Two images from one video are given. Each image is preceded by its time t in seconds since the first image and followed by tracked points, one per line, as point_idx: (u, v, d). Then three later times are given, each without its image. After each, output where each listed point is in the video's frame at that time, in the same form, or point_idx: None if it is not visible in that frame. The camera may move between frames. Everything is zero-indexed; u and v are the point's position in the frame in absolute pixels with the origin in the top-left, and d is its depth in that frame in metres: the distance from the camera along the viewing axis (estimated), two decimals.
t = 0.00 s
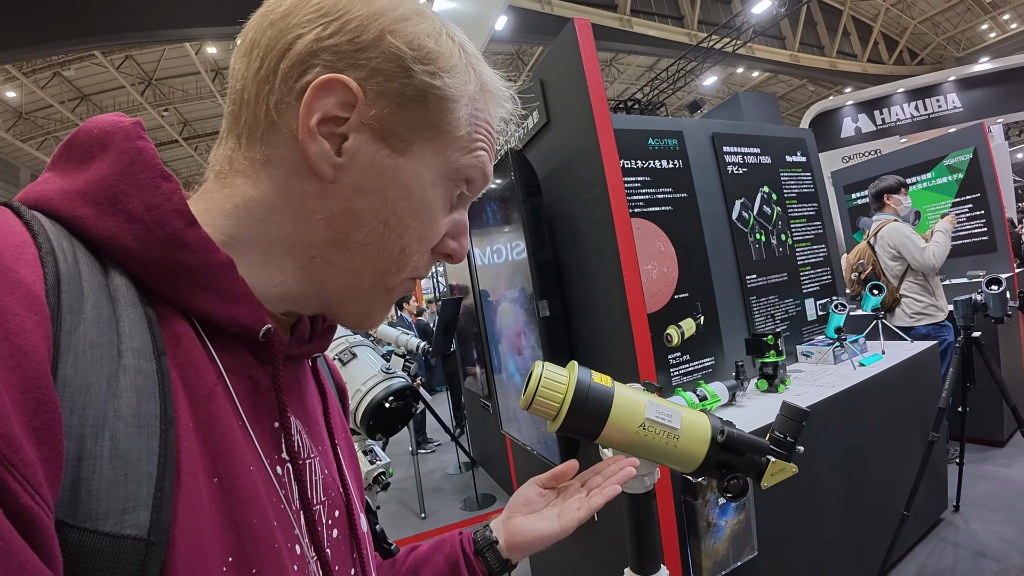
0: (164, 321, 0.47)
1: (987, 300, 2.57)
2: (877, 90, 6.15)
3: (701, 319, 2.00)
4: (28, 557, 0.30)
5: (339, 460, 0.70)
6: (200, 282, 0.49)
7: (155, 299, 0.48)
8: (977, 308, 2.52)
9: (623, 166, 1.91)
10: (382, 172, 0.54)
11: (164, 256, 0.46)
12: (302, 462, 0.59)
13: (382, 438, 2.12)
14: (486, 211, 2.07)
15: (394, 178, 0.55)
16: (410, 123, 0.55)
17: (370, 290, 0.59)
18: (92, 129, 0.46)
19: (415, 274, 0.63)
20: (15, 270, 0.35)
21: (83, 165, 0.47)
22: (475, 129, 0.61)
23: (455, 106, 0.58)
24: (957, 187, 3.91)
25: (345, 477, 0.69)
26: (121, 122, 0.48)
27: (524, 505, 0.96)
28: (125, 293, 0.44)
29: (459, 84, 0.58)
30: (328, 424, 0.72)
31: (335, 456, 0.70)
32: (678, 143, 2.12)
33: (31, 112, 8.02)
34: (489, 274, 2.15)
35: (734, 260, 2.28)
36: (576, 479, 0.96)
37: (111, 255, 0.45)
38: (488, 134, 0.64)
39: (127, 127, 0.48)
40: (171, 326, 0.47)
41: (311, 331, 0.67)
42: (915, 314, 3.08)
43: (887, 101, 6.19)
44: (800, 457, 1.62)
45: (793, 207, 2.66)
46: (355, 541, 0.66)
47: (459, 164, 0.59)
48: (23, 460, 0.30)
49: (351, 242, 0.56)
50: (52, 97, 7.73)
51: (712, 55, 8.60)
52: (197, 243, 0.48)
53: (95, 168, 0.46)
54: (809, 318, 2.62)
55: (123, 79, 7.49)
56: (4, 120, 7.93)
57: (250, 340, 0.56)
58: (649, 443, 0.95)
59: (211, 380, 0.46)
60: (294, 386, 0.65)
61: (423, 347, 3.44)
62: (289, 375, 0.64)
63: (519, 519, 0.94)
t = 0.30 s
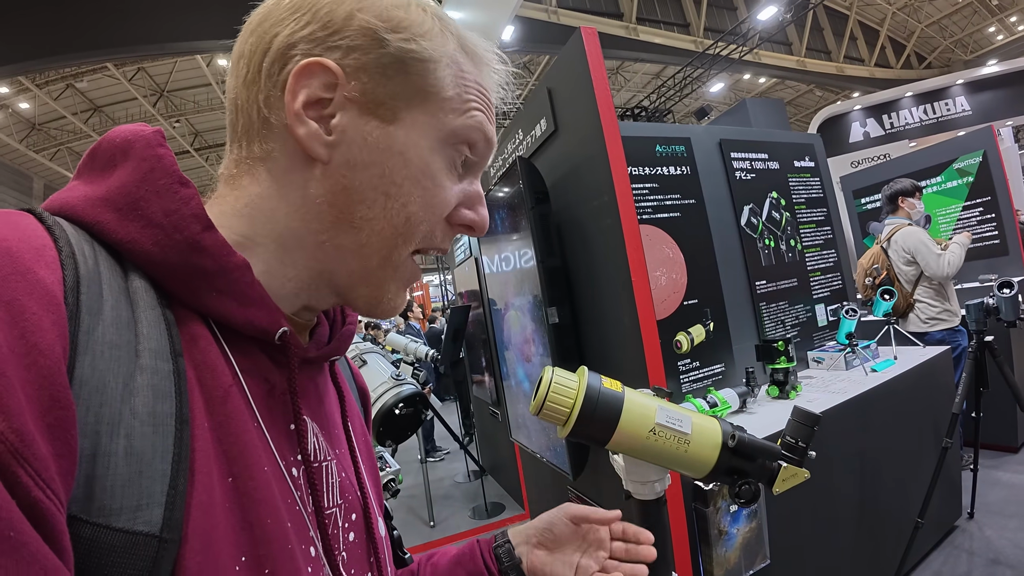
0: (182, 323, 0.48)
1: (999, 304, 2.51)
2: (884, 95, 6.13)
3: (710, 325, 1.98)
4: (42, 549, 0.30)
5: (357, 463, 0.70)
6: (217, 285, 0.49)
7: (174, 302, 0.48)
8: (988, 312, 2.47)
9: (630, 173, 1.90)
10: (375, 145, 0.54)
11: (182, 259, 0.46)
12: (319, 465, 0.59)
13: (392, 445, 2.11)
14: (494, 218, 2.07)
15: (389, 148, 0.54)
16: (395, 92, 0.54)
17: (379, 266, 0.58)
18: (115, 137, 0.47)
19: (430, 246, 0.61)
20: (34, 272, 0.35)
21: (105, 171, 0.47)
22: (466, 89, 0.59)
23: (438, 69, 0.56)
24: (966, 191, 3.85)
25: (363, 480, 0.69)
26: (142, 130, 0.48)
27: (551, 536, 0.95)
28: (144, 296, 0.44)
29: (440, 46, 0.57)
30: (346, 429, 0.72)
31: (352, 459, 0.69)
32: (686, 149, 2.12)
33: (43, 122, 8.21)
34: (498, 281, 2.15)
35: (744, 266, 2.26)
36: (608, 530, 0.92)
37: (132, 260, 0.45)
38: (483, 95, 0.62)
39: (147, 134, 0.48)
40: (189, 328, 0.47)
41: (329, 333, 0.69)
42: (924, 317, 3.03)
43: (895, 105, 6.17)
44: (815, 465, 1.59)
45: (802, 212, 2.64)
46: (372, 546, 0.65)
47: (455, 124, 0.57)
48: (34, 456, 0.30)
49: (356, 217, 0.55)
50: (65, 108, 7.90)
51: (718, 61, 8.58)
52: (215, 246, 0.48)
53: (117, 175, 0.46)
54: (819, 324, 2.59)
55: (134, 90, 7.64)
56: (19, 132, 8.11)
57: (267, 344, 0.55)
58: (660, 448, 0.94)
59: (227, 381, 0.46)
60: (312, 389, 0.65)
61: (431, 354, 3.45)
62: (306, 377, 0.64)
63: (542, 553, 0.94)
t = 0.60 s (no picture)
0: (181, 322, 0.49)
1: (1001, 305, 2.52)
2: (886, 98, 6.16)
3: (711, 329, 1.99)
4: (48, 520, 0.31)
5: (351, 461, 0.71)
6: (215, 286, 0.51)
7: (174, 302, 0.50)
8: (991, 314, 2.49)
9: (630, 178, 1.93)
10: (274, 104, 0.59)
11: (182, 261, 0.48)
12: (311, 460, 0.60)
13: (391, 448, 2.13)
14: (496, 224, 2.09)
15: (281, 101, 0.58)
16: (291, 59, 0.61)
17: (264, 221, 0.55)
18: (119, 145, 0.48)
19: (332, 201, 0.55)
20: (43, 268, 0.37)
21: (109, 177, 0.49)
22: (368, 29, 0.60)
23: (328, 23, 0.60)
24: (969, 194, 3.90)
25: (356, 477, 0.70)
26: (142, 139, 0.50)
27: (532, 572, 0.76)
28: (146, 296, 0.46)
29: (334, 3, 0.62)
30: (340, 427, 0.74)
31: (346, 457, 0.71)
32: (685, 154, 2.14)
33: (48, 131, 8.26)
34: (499, 287, 2.16)
35: (744, 270, 2.28)
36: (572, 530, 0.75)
37: (134, 261, 0.47)
38: (394, 32, 0.60)
39: (149, 143, 0.50)
40: (187, 326, 0.49)
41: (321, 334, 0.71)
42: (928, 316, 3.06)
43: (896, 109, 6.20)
44: (816, 467, 1.60)
45: (802, 216, 2.66)
46: (366, 541, 0.66)
47: (346, 63, 0.58)
48: (42, 435, 0.32)
49: (252, 169, 0.56)
50: (70, 117, 7.95)
51: (719, 67, 8.66)
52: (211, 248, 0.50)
53: (120, 180, 0.48)
54: (821, 327, 2.61)
55: (139, 99, 7.70)
56: (25, 140, 8.15)
57: (261, 343, 0.58)
58: (654, 448, 0.95)
59: (223, 374, 0.48)
60: (306, 389, 0.67)
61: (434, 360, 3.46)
62: (300, 376, 0.65)
63: None
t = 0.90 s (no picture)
0: (171, 332, 0.49)
1: (1005, 308, 2.51)
2: (887, 100, 6.16)
3: (713, 333, 1.99)
4: (34, 528, 0.31)
5: (344, 473, 0.71)
6: (204, 294, 0.51)
7: (166, 312, 0.50)
8: (994, 316, 2.49)
9: (632, 181, 1.93)
10: (252, 114, 0.60)
11: (172, 270, 0.48)
12: (302, 471, 0.60)
13: (391, 454, 2.11)
14: (496, 228, 2.09)
15: (258, 111, 0.59)
16: (268, 72, 0.63)
17: (247, 233, 0.55)
18: (111, 157, 0.48)
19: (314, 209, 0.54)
20: (33, 278, 0.37)
21: (101, 189, 0.49)
22: (338, 32, 0.62)
23: (301, 32, 0.63)
24: (969, 196, 3.87)
25: (349, 489, 0.70)
26: (134, 150, 0.50)
27: None
28: (136, 307, 0.46)
29: (304, 15, 0.65)
30: (332, 438, 0.73)
31: (339, 469, 0.71)
32: (686, 157, 2.14)
33: (51, 135, 8.33)
34: (500, 291, 2.16)
35: (746, 273, 2.28)
36: None
37: (125, 273, 0.47)
38: (366, 36, 0.62)
39: (139, 155, 0.49)
40: (177, 336, 0.49)
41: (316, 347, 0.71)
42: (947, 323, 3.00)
43: (897, 111, 6.15)
44: (818, 472, 1.59)
45: (804, 218, 2.66)
46: (359, 555, 0.66)
47: (318, 69, 0.59)
48: (29, 444, 0.31)
49: (234, 183, 0.57)
50: (73, 121, 8.00)
51: (719, 70, 8.68)
52: (201, 256, 0.49)
53: (112, 191, 0.48)
54: (823, 330, 2.60)
55: (141, 104, 7.75)
56: (27, 144, 8.21)
57: (253, 352, 0.58)
58: (655, 455, 0.94)
59: (212, 386, 0.48)
60: (298, 400, 0.67)
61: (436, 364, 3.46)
62: (292, 386, 0.65)
63: None
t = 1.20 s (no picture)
0: (177, 338, 0.49)
1: (1007, 309, 2.50)
2: (888, 100, 6.15)
3: (716, 335, 1.98)
4: (40, 533, 0.31)
5: (347, 478, 0.71)
6: (210, 300, 0.51)
7: (171, 319, 0.50)
8: (997, 317, 2.48)
9: (633, 183, 1.93)
10: (258, 123, 0.60)
11: (178, 277, 0.48)
12: (306, 478, 0.60)
13: (395, 457, 2.11)
14: (498, 230, 2.09)
15: (265, 120, 0.59)
16: (275, 81, 0.63)
17: (256, 239, 0.55)
18: (118, 164, 0.48)
19: (324, 215, 0.54)
20: (42, 285, 0.37)
21: (107, 196, 0.49)
22: (346, 44, 0.62)
23: (308, 43, 0.63)
24: (972, 196, 3.86)
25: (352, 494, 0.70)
26: (142, 158, 0.50)
27: None
28: (143, 313, 0.46)
29: (312, 26, 0.65)
30: (336, 444, 0.73)
31: (342, 474, 0.71)
32: (687, 159, 2.14)
33: (53, 138, 8.38)
34: (502, 293, 2.16)
35: (748, 274, 2.27)
36: None
37: (132, 279, 0.47)
38: (374, 48, 0.62)
39: (147, 162, 0.50)
40: (182, 343, 0.49)
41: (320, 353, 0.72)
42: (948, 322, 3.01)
43: (898, 111, 6.18)
44: (822, 474, 1.58)
45: (806, 220, 2.65)
46: (362, 560, 0.66)
47: (326, 79, 0.59)
48: (36, 450, 0.31)
49: (241, 192, 0.57)
50: (75, 125, 8.04)
51: (720, 71, 8.68)
52: (208, 264, 0.50)
53: (118, 198, 0.48)
54: (826, 332, 2.59)
55: (143, 107, 7.79)
56: (29, 147, 8.25)
57: (258, 359, 0.58)
58: (659, 458, 0.94)
59: (218, 392, 0.48)
60: (303, 405, 0.67)
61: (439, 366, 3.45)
62: (296, 391, 0.65)
63: None
